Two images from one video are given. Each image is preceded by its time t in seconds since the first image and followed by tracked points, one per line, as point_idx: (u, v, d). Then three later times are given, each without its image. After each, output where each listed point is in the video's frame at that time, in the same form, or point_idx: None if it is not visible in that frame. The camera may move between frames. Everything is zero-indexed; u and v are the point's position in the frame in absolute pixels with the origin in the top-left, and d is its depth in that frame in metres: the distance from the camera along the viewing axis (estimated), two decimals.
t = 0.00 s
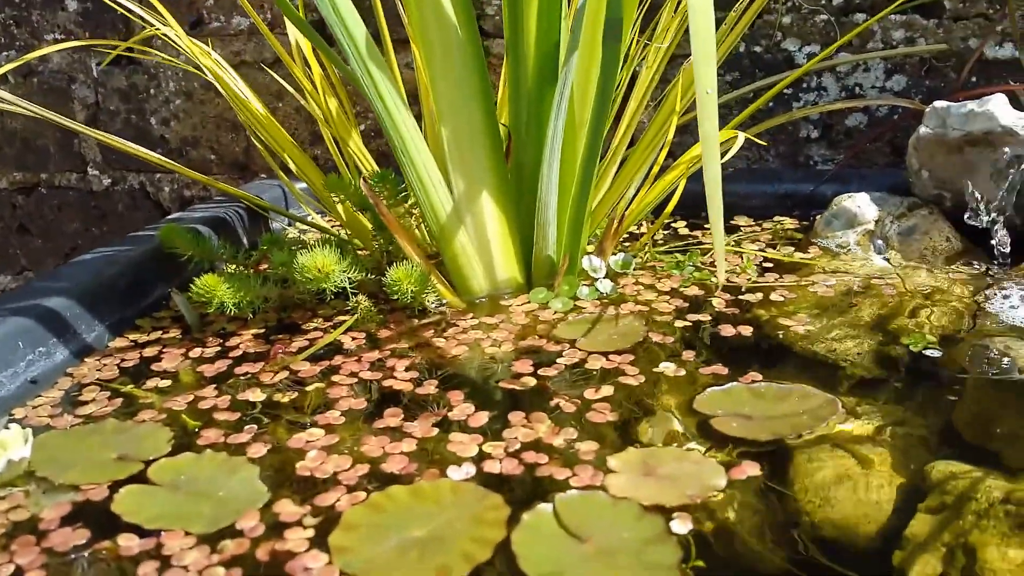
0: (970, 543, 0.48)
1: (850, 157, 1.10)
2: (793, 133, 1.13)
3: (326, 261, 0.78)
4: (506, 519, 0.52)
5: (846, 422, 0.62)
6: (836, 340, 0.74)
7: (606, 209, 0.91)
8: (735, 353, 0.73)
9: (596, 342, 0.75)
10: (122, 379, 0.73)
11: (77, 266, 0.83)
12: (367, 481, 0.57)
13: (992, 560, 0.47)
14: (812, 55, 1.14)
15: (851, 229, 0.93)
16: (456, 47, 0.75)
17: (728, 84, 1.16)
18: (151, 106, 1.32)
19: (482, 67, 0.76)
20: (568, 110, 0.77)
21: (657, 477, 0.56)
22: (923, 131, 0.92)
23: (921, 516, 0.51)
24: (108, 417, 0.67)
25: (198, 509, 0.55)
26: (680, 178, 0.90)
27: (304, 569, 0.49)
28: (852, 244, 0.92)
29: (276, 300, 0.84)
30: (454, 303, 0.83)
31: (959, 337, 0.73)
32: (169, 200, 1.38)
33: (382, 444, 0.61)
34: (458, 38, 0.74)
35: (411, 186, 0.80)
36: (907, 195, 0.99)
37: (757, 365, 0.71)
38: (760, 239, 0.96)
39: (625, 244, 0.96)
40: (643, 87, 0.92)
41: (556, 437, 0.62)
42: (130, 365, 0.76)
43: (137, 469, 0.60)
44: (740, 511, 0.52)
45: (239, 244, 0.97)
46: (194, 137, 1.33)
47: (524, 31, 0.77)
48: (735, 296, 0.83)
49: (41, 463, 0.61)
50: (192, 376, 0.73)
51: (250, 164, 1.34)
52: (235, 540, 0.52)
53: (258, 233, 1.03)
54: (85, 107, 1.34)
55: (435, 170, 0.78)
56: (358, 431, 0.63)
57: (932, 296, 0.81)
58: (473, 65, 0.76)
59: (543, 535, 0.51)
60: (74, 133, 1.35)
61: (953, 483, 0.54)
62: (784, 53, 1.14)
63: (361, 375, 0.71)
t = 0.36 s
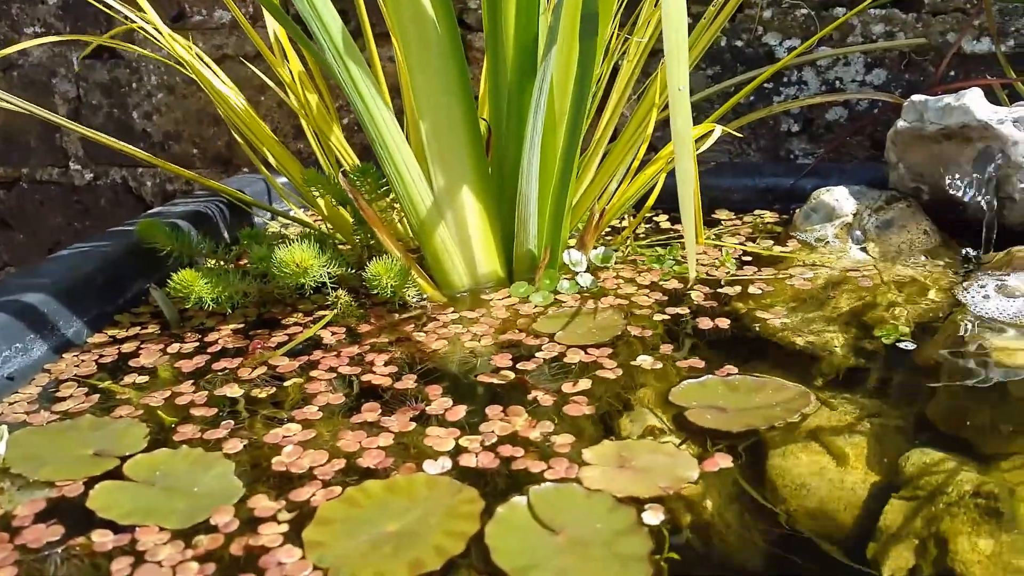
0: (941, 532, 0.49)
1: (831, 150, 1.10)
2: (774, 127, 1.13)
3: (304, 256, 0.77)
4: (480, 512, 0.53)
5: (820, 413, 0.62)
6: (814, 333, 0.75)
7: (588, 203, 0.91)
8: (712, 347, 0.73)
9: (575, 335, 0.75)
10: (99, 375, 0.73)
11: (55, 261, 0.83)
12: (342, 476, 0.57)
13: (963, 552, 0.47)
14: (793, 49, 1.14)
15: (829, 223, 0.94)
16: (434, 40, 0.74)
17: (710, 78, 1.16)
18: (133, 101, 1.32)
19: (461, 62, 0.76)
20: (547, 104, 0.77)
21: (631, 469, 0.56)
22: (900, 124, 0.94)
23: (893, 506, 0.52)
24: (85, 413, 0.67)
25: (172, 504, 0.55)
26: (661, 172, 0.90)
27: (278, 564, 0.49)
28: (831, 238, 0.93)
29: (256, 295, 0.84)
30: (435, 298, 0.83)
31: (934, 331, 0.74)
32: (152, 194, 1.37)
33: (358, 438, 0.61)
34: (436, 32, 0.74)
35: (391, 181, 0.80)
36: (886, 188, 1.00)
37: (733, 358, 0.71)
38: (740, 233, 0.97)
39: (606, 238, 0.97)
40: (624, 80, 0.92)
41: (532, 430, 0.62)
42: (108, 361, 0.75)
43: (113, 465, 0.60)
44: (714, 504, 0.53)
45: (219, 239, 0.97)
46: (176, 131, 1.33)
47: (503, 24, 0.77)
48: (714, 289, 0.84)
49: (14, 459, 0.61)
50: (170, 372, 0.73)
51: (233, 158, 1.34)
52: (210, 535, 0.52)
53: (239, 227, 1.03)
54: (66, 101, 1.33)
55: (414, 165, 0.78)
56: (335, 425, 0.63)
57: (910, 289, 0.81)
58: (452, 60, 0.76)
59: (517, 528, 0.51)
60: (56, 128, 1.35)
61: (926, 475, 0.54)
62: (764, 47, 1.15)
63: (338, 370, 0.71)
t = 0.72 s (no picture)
0: (893, 527, 0.50)
1: (795, 143, 1.12)
2: (740, 120, 1.14)
3: (266, 252, 0.78)
4: (433, 507, 0.53)
5: (771, 407, 0.63)
6: (770, 326, 0.76)
7: (552, 197, 0.91)
8: (671, 341, 0.74)
9: (537, 329, 0.76)
10: (61, 371, 0.73)
11: (16, 256, 0.82)
12: (298, 473, 0.58)
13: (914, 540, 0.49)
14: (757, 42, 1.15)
15: (790, 216, 0.96)
16: (393, 35, 0.74)
17: (676, 71, 1.17)
18: (101, 94, 1.31)
19: (421, 57, 0.76)
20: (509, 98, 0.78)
21: (584, 463, 0.57)
22: (861, 118, 0.95)
23: (849, 499, 0.53)
24: (44, 410, 0.67)
25: (128, 502, 0.55)
26: (624, 166, 0.91)
27: (230, 560, 0.50)
28: (791, 231, 0.95)
29: (219, 291, 0.84)
30: (399, 292, 0.84)
31: (888, 324, 0.75)
32: (121, 188, 1.37)
33: (315, 434, 0.62)
34: (395, 26, 0.74)
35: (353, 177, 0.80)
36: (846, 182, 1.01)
37: (690, 352, 0.72)
38: (704, 227, 0.98)
39: (570, 233, 0.98)
40: (588, 73, 0.93)
41: (489, 425, 0.62)
42: (70, 357, 0.75)
43: (70, 463, 0.60)
44: (664, 497, 0.54)
45: (185, 234, 0.97)
46: (145, 125, 1.32)
47: (463, 17, 0.77)
48: (676, 283, 0.85)
49: None
50: (131, 369, 0.73)
51: (203, 152, 1.33)
52: (164, 532, 0.53)
53: (206, 222, 1.03)
54: (33, 95, 1.31)
55: (376, 160, 0.78)
56: (293, 422, 0.64)
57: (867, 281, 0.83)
58: (412, 55, 0.76)
59: (469, 521, 0.52)
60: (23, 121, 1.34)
61: (881, 463, 0.55)
62: (730, 40, 1.15)
63: (299, 365, 0.72)
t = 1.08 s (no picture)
0: (841, 522, 0.51)
1: (758, 145, 1.14)
2: (704, 122, 1.16)
3: (224, 253, 0.79)
4: (384, 509, 0.54)
5: (720, 408, 0.65)
6: (725, 327, 0.77)
7: (516, 198, 0.92)
8: (627, 342, 0.76)
9: (496, 330, 0.77)
10: (20, 372, 0.73)
11: None
12: (252, 474, 0.58)
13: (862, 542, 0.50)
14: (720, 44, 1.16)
15: (750, 217, 0.98)
16: (354, 38, 0.74)
17: (643, 74, 1.19)
18: (69, 92, 1.30)
19: (382, 59, 0.76)
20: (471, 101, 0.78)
21: (535, 464, 0.58)
22: (820, 122, 0.96)
23: (798, 499, 0.54)
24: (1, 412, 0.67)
25: (82, 504, 0.55)
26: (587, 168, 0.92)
27: (180, 562, 0.50)
28: (751, 233, 0.97)
29: (180, 292, 0.84)
30: (362, 293, 0.84)
31: (840, 324, 0.77)
32: (90, 185, 1.36)
33: (271, 435, 0.62)
34: (356, 29, 0.74)
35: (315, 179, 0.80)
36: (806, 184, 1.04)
37: (645, 353, 0.73)
38: (667, 228, 1.00)
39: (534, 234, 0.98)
40: (553, 75, 0.93)
41: (443, 427, 0.63)
42: (30, 358, 0.75)
43: (25, 465, 0.60)
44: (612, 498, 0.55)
45: (149, 234, 0.97)
46: (113, 123, 1.31)
47: (425, 19, 0.78)
48: (636, 284, 0.86)
49: None
50: (91, 369, 0.73)
51: (172, 150, 1.32)
52: (116, 534, 0.53)
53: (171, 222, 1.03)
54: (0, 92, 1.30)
55: (337, 162, 0.78)
56: (249, 424, 0.64)
57: (823, 283, 0.84)
58: (373, 57, 0.76)
59: (419, 523, 0.52)
60: None
61: (832, 465, 0.56)
62: (694, 43, 1.17)
63: (258, 366, 0.72)
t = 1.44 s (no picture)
0: (806, 518, 0.51)
1: (730, 139, 1.15)
2: (676, 116, 1.17)
3: (188, 253, 0.79)
4: (341, 509, 0.54)
5: (682, 402, 0.65)
6: (691, 320, 0.78)
7: (486, 194, 0.92)
8: (593, 337, 0.76)
9: (463, 327, 0.77)
10: None
11: None
12: (211, 475, 0.58)
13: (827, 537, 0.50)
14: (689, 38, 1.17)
15: (718, 211, 0.99)
16: (315, 35, 0.74)
17: (615, 69, 1.19)
18: (41, 91, 1.29)
19: (345, 56, 0.76)
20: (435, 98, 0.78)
21: (494, 462, 0.58)
22: (789, 114, 0.96)
23: (765, 495, 0.55)
24: None
25: (40, 507, 0.55)
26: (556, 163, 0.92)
27: (136, 564, 0.50)
28: (720, 227, 0.98)
29: (147, 291, 0.84)
30: (330, 291, 0.84)
31: (805, 317, 0.78)
32: (64, 185, 1.35)
33: (233, 435, 0.62)
34: (317, 26, 0.74)
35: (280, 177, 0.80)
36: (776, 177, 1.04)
37: (610, 348, 0.74)
38: (637, 223, 1.01)
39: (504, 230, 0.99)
40: (521, 70, 0.93)
41: (406, 425, 0.63)
42: None
43: None
44: (570, 494, 0.55)
45: (117, 234, 0.97)
46: (85, 122, 1.30)
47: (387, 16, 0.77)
48: (605, 279, 0.87)
49: None
50: (56, 371, 0.73)
51: (146, 149, 1.32)
52: (73, 536, 0.53)
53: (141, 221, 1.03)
54: None
55: (301, 160, 0.78)
56: (212, 424, 0.64)
57: (791, 276, 0.85)
58: (336, 55, 0.76)
59: (377, 523, 0.52)
60: None
61: (798, 462, 0.57)
62: (663, 37, 1.18)
63: (223, 365, 0.72)
